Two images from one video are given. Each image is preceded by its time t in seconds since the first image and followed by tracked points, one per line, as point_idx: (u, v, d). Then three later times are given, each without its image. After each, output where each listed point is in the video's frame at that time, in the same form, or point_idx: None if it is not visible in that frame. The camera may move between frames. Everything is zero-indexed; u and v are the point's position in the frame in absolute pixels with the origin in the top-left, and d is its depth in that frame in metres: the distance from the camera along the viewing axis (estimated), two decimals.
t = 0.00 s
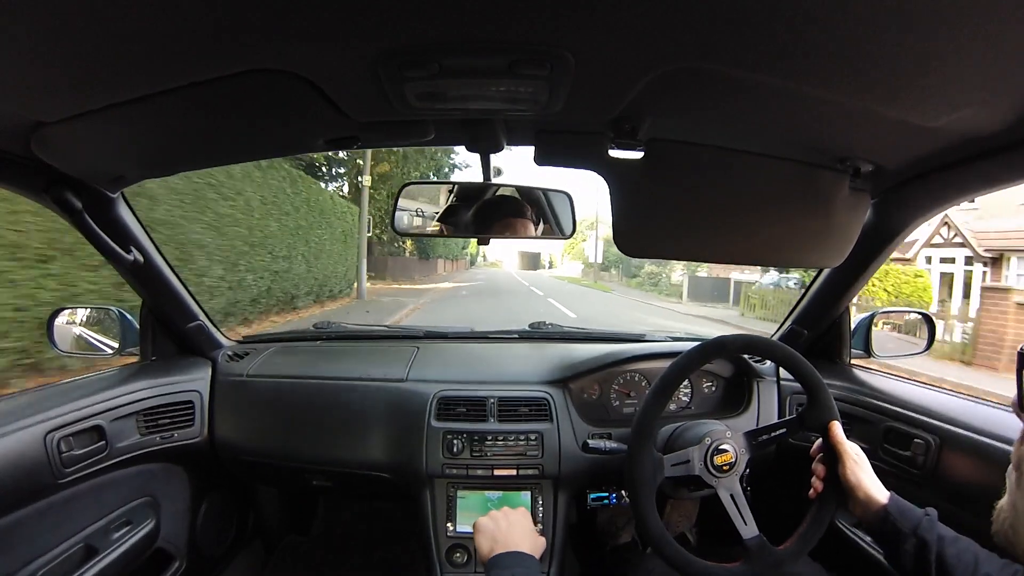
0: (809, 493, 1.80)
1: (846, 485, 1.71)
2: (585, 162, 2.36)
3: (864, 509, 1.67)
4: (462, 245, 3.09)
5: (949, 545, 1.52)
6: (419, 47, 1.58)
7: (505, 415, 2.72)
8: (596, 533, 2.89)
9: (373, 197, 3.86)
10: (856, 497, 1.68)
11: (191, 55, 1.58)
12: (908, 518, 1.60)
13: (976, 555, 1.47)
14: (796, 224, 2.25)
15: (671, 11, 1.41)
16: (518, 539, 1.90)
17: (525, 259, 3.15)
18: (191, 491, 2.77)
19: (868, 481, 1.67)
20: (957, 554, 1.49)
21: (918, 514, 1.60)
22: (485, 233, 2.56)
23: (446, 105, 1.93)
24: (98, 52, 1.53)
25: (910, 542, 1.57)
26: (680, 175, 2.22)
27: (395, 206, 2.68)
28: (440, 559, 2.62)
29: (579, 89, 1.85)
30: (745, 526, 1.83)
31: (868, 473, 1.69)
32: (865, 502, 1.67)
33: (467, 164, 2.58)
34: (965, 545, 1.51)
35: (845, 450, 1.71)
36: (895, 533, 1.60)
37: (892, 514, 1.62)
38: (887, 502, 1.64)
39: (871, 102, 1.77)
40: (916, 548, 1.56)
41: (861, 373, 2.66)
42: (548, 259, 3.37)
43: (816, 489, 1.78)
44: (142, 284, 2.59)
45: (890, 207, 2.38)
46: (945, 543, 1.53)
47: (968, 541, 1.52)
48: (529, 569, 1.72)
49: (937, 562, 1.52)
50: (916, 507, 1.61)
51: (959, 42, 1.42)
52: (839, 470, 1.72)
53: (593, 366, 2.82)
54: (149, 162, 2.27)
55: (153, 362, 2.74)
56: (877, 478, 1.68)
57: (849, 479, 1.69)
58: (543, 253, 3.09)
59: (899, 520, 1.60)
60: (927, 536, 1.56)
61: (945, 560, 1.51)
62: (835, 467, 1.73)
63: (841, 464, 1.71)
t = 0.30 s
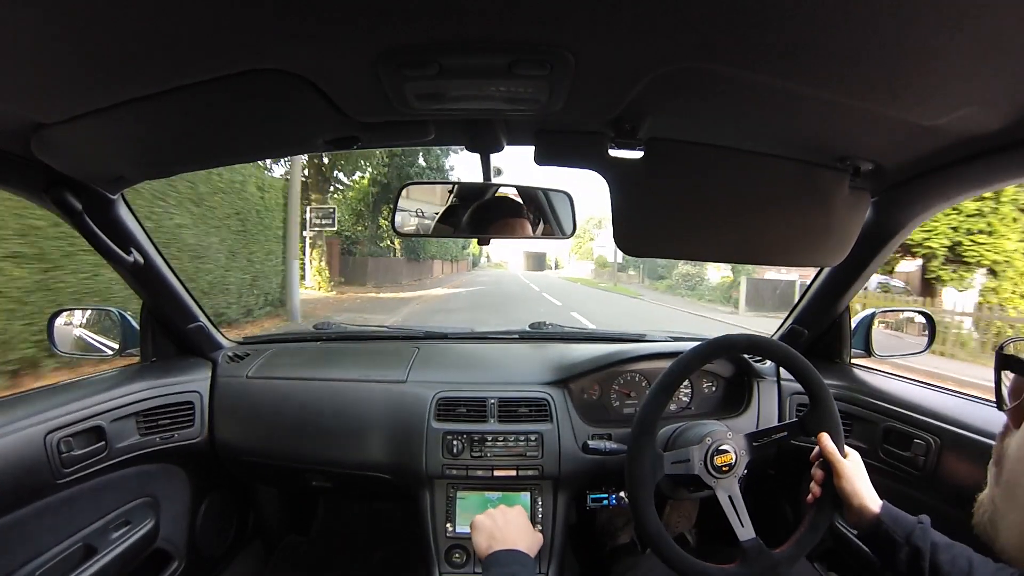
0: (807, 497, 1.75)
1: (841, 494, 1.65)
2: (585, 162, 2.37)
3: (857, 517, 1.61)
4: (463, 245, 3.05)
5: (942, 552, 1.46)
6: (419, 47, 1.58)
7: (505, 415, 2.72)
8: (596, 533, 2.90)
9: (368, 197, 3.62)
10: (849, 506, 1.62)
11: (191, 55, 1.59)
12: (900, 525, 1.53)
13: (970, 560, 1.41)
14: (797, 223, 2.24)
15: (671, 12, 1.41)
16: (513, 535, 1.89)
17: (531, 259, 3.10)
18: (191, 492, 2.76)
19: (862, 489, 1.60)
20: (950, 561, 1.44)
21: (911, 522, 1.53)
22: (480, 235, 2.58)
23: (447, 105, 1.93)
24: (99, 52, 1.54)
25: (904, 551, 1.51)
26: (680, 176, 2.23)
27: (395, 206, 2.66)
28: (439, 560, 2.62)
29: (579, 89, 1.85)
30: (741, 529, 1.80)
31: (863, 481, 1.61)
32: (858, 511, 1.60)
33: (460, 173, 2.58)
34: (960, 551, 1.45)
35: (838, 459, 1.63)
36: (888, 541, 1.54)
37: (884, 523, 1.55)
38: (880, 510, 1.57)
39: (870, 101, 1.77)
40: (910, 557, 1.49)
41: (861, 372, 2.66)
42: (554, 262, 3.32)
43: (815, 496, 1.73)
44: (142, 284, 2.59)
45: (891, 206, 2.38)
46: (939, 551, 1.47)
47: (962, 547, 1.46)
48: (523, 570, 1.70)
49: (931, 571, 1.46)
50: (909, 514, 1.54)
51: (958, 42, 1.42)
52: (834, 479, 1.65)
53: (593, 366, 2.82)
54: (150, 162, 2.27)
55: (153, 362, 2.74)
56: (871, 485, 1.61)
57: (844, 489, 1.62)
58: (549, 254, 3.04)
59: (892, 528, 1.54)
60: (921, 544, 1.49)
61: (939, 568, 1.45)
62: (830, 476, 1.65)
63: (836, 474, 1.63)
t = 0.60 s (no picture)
0: (806, 501, 1.75)
1: (841, 498, 1.65)
2: (585, 162, 2.38)
3: (856, 521, 1.59)
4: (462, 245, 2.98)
5: (942, 553, 1.43)
6: (419, 47, 1.58)
7: (505, 415, 2.72)
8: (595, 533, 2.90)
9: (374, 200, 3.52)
10: (850, 509, 1.61)
11: (191, 55, 1.59)
12: (900, 527, 1.52)
13: (969, 560, 1.39)
14: (800, 223, 2.23)
15: (671, 12, 1.41)
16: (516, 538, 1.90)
17: (535, 260, 3.11)
18: (191, 492, 2.77)
19: (863, 492, 1.60)
20: (949, 561, 1.41)
21: (910, 524, 1.52)
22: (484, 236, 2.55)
23: (447, 105, 1.93)
24: (99, 53, 1.54)
25: (904, 553, 1.49)
26: (680, 176, 2.23)
27: (395, 206, 2.61)
28: (440, 560, 2.62)
29: (579, 89, 1.85)
30: (740, 529, 1.79)
31: (863, 485, 1.62)
32: (858, 515, 1.60)
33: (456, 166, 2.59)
34: (959, 552, 1.43)
35: (839, 463, 1.64)
36: (887, 544, 1.52)
37: (884, 526, 1.54)
38: (879, 512, 1.56)
39: (870, 101, 1.77)
40: (910, 559, 1.47)
41: (860, 372, 2.66)
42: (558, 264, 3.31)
43: (812, 497, 1.73)
44: (143, 284, 2.57)
45: (891, 206, 2.39)
46: (938, 552, 1.45)
47: (961, 547, 1.44)
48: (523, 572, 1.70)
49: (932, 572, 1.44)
50: (908, 517, 1.53)
51: (957, 42, 1.42)
52: (835, 483, 1.65)
53: (594, 366, 2.82)
54: (150, 162, 2.27)
55: (153, 363, 2.73)
56: (871, 490, 1.61)
57: (845, 493, 1.62)
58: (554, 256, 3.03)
59: (890, 530, 1.52)
60: (920, 546, 1.48)
61: (938, 569, 1.43)
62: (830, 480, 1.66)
63: (836, 478, 1.63)
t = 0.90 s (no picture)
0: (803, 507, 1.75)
1: (835, 507, 1.66)
2: (586, 161, 2.38)
3: (850, 534, 1.64)
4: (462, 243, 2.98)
5: (937, 562, 1.50)
6: (419, 48, 1.58)
7: (505, 414, 2.73)
8: (596, 533, 2.90)
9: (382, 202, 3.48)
10: (844, 522, 1.64)
11: (190, 56, 1.59)
12: (894, 539, 1.57)
13: (964, 567, 1.47)
14: (800, 223, 2.23)
15: (670, 12, 1.41)
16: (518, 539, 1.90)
17: (537, 258, 3.10)
18: (191, 492, 2.77)
19: (859, 505, 1.63)
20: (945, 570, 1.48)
21: (903, 535, 1.58)
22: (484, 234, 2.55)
23: (447, 105, 1.93)
24: (98, 53, 1.54)
25: (898, 565, 1.54)
26: (680, 175, 2.23)
27: (395, 206, 2.60)
28: (440, 560, 2.62)
29: (579, 89, 1.85)
30: (735, 530, 1.79)
31: (859, 497, 1.64)
32: (853, 527, 1.63)
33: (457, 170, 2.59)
34: (952, 560, 1.51)
35: (838, 472, 1.65)
36: (882, 557, 1.57)
37: (878, 538, 1.59)
38: (871, 525, 1.62)
39: (870, 101, 1.77)
40: (905, 571, 1.52)
41: (860, 371, 2.66)
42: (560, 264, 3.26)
43: (810, 504, 1.73)
44: (141, 284, 2.58)
45: (890, 206, 2.39)
46: (933, 562, 1.51)
47: (954, 556, 1.51)
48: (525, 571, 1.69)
49: None
50: (901, 528, 1.58)
51: (957, 42, 1.42)
52: (832, 491, 1.67)
53: (594, 366, 2.82)
54: (150, 162, 2.27)
55: (153, 362, 2.75)
56: (864, 501, 1.64)
57: (841, 503, 1.64)
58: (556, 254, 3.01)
59: (885, 543, 1.58)
60: (914, 557, 1.53)
61: None
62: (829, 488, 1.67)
63: (834, 487, 1.65)
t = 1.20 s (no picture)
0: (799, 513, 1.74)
1: (834, 512, 1.65)
2: (586, 161, 2.38)
3: (850, 540, 1.61)
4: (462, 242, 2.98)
5: (938, 566, 1.50)
6: (420, 47, 1.58)
7: (505, 414, 2.73)
8: (596, 534, 2.90)
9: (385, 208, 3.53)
10: (845, 528, 1.62)
11: (191, 55, 1.58)
12: (894, 544, 1.54)
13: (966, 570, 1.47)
14: (800, 223, 2.23)
15: (671, 12, 1.41)
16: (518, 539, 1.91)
17: (538, 257, 3.10)
18: (191, 492, 2.77)
19: (857, 509, 1.62)
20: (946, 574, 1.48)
21: (903, 539, 1.56)
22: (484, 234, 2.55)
23: (447, 105, 1.93)
24: (98, 53, 1.53)
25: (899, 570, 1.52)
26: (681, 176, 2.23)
27: (395, 206, 2.61)
28: (440, 560, 2.62)
29: (580, 89, 1.85)
30: (732, 530, 1.79)
31: (858, 502, 1.64)
32: (852, 533, 1.61)
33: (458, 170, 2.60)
34: (952, 563, 1.51)
35: (836, 478, 1.66)
36: (882, 562, 1.54)
37: (878, 543, 1.56)
38: (870, 530, 1.59)
39: (870, 101, 1.77)
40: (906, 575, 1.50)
41: (860, 372, 2.66)
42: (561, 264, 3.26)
43: (807, 509, 1.72)
44: (141, 284, 2.58)
45: (890, 206, 2.39)
46: (933, 566, 1.51)
47: (954, 560, 1.51)
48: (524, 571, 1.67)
49: None
50: (900, 532, 1.56)
51: (958, 42, 1.42)
52: (831, 496, 1.66)
53: (594, 366, 2.82)
54: (150, 162, 2.27)
55: (153, 362, 2.75)
56: (864, 506, 1.64)
57: (839, 507, 1.63)
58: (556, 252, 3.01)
59: (885, 547, 1.55)
60: (915, 561, 1.51)
61: None
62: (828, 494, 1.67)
63: (833, 492, 1.65)
